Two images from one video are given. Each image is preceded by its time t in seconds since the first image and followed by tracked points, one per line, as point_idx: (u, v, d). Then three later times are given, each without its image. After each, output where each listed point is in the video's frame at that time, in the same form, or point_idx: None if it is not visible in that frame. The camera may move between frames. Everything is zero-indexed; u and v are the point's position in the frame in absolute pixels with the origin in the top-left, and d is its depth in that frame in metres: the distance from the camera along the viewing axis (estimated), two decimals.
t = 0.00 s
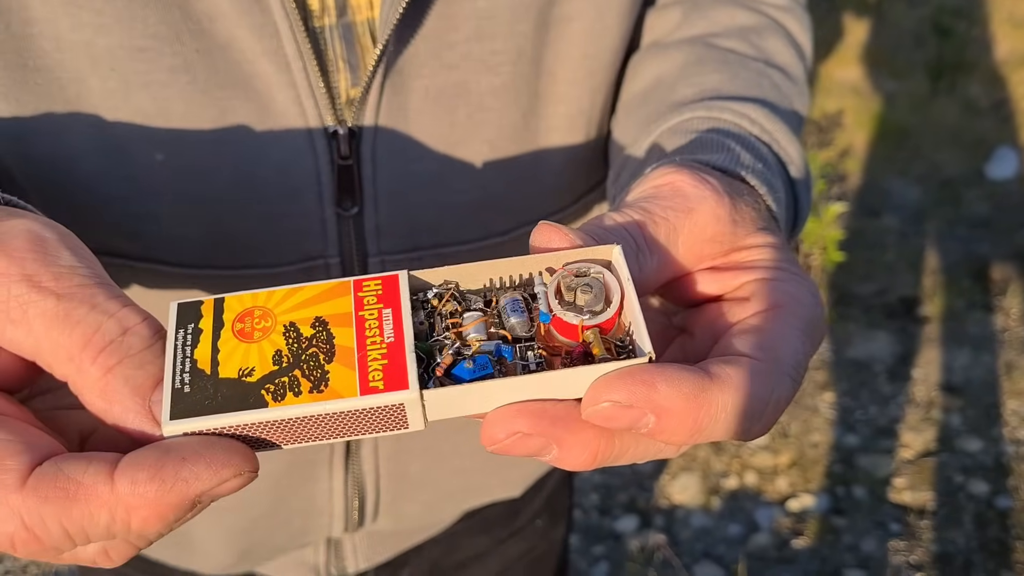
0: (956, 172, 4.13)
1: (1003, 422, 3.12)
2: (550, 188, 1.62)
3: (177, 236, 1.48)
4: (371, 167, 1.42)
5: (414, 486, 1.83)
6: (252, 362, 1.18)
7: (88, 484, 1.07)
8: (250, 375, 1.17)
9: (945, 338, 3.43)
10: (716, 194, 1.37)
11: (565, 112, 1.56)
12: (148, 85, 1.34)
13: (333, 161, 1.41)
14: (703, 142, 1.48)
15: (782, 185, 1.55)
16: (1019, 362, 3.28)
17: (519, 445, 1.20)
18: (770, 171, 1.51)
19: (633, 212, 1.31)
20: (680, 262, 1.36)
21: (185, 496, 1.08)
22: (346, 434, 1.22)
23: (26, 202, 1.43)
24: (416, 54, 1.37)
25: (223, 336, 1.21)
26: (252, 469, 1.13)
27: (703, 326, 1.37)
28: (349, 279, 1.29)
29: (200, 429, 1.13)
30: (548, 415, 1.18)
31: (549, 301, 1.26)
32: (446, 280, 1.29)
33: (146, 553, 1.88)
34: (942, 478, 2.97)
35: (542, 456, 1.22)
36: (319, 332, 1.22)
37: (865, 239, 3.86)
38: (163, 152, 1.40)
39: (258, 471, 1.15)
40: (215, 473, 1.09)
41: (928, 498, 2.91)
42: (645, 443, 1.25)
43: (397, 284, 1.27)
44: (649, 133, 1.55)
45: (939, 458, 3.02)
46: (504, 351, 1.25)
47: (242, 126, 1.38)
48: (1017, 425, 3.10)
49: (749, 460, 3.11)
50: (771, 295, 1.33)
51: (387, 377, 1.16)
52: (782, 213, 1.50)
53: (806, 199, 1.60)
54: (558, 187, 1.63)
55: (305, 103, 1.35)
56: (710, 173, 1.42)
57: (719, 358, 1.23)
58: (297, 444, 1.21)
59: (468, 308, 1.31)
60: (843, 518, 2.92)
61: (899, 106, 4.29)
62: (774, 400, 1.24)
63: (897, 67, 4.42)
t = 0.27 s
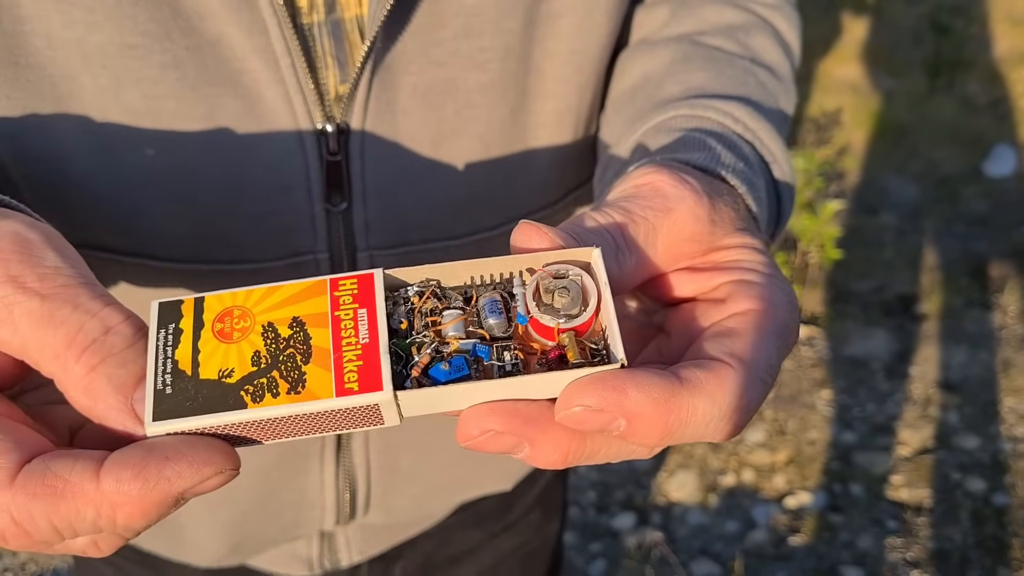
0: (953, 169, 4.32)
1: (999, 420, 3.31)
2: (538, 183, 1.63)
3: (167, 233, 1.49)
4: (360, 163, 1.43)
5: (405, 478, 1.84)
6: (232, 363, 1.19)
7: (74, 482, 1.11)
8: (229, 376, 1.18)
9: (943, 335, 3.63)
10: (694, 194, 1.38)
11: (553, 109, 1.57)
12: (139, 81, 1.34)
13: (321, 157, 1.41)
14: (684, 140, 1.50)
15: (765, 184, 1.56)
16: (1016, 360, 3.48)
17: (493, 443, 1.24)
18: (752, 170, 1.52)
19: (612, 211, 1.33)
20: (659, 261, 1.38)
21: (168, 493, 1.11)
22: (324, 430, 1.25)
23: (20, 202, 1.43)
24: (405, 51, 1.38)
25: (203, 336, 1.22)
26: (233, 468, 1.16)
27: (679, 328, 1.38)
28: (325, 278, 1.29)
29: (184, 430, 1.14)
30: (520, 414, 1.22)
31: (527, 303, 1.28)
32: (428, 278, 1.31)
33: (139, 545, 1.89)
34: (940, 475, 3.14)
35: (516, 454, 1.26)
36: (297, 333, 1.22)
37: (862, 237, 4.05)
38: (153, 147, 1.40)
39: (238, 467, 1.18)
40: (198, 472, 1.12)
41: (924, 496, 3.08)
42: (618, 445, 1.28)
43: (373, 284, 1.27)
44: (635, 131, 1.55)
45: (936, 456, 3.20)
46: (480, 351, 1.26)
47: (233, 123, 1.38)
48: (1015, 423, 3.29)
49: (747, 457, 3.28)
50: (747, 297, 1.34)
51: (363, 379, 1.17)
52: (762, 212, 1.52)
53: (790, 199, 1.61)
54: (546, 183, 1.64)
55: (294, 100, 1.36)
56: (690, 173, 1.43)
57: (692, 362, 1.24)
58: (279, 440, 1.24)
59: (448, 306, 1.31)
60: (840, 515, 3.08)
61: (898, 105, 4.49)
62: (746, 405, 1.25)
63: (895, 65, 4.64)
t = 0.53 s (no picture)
0: (951, 168, 4.42)
1: (996, 418, 3.37)
2: (523, 178, 1.64)
3: (153, 229, 1.48)
4: (346, 158, 1.44)
5: (395, 472, 1.85)
6: (223, 365, 1.20)
7: (69, 477, 1.13)
8: (220, 379, 1.19)
9: (940, 333, 3.69)
10: (674, 197, 1.40)
11: (537, 106, 1.58)
12: (125, 79, 1.34)
13: (308, 153, 1.42)
14: (665, 139, 1.51)
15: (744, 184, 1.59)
16: (1012, 358, 3.56)
17: (471, 442, 1.26)
18: (732, 169, 1.54)
19: (593, 212, 1.34)
20: (638, 263, 1.40)
21: (161, 490, 1.14)
22: (310, 426, 1.27)
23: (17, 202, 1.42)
24: (390, 49, 1.40)
25: (193, 335, 1.22)
26: (223, 467, 1.18)
27: (658, 331, 1.40)
28: (313, 278, 1.28)
29: (170, 433, 1.16)
30: (500, 417, 1.24)
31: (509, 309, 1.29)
32: (413, 279, 1.31)
33: (131, 538, 1.90)
34: (936, 473, 3.20)
35: (492, 453, 1.29)
36: (286, 336, 1.22)
37: (860, 236, 4.11)
38: (140, 145, 1.40)
39: (228, 464, 1.21)
40: (190, 470, 1.14)
41: (921, 494, 3.14)
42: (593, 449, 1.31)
43: (361, 287, 1.26)
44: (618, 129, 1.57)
45: (933, 454, 3.26)
46: (461, 354, 1.28)
47: (221, 121, 1.39)
48: (1010, 421, 3.35)
49: (743, 455, 3.34)
50: (723, 303, 1.35)
51: (350, 387, 1.18)
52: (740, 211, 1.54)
53: (769, 199, 1.64)
54: (532, 178, 1.65)
55: (281, 98, 1.36)
56: (670, 174, 1.45)
57: (667, 370, 1.25)
58: (269, 433, 1.27)
59: (433, 306, 1.33)
60: (836, 513, 3.15)
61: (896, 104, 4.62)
62: (719, 416, 1.26)
63: (892, 63, 4.80)
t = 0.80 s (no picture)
0: (950, 165, 4.51)
1: (994, 415, 3.38)
2: (516, 172, 1.65)
3: (147, 224, 1.47)
4: (337, 151, 1.44)
5: (389, 467, 1.85)
6: (224, 367, 1.20)
7: (72, 475, 1.13)
8: (223, 382, 1.19)
9: (939, 331, 3.72)
10: (668, 195, 1.41)
11: (529, 99, 1.58)
12: (118, 73, 1.33)
13: (299, 146, 1.42)
14: (656, 135, 1.53)
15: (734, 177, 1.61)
16: (1010, 356, 3.58)
17: (469, 444, 1.29)
18: (721, 164, 1.57)
19: (588, 211, 1.34)
20: (632, 261, 1.41)
21: (162, 487, 1.15)
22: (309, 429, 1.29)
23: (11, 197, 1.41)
24: (381, 42, 1.40)
25: (196, 336, 1.21)
26: (223, 463, 1.19)
27: (652, 330, 1.42)
28: (315, 282, 1.27)
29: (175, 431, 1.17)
30: (498, 421, 1.26)
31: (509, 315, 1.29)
32: (413, 284, 1.30)
33: (126, 534, 1.90)
34: (935, 471, 3.22)
35: (490, 455, 1.31)
36: (288, 340, 1.22)
37: (859, 234, 4.18)
38: (133, 139, 1.39)
39: (229, 459, 1.22)
40: (192, 467, 1.15)
41: (919, 492, 3.15)
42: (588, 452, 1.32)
43: (364, 294, 1.25)
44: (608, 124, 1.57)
45: (931, 451, 3.28)
46: (460, 360, 1.28)
47: (214, 114, 1.38)
48: (1008, 418, 3.37)
49: (742, 453, 3.38)
50: (717, 304, 1.36)
51: (351, 395, 1.20)
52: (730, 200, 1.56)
53: (759, 194, 1.65)
54: (523, 171, 1.66)
55: (272, 91, 1.36)
56: (661, 170, 1.47)
57: (662, 374, 1.26)
58: (267, 432, 1.29)
59: (433, 309, 1.32)
60: (835, 510, 3.18)
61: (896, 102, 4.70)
62: (714, 418, 1.26)
63: (890, 61, 4.85)
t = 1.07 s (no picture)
0: (948, 162, 4.52)
1: (993, 412, 3.38)
2: (508, 165, 1.65)
3: (139, 217, 1.46)
4: (329, 145, 1.44)
5: (382, 463, 1.84)
6: (212, 356, 1.19)
7: (62, 463, 1.13)
8: (210, 370, 1.19)
9: (938, 328, 3.73)
10: (658, 182, 1.42)
11: (520, 94, 1.60)
12: (109, 68, 1.31)
13: (290, 141, 1.41)
14: (645, 124, 1.56)
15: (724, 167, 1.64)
16: (1008, 353, 3.57)
17: (455, 430, 1.27)
18: (711, 153, 1.59)
19: (578, 198, 1.34)
20: (622, 248, 1.41)
21: (152, 475, 1.14)
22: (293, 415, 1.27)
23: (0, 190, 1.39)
24: (371, 36, 1.40)
25: (183, 324, 1.20)
26: (214, 452, 1.18)
27: (642, 316, 1.43)
28: (303, 268, 1.26)
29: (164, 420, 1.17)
30: (485, 406, 1.25)
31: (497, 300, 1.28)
32: (401, 268, 1.30)
33: (119, 531, 1.89)
34: (933, 468, 3.22)
35: (476, 442, 1.29)
36: (276, 327, 1.22)
37: (858, 231, 4.21)
38: (125, 133, 1.37)
39: (220, 447, 1.20)
40: (181, 456, 1.14)
41: (918, 489, 3.16)
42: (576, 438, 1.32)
43: (352, 280, 1.25)
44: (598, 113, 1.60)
45: (930, 449, 3.28)
46: (449, 345, 1.28)
47: (206, 109, 1.37)
48: (1007, 416, 3.36)
49: (740, 451, 3.39)
50: (706, 292, 1.38)
51: (339, 380, 1.19)
52: (720, 189, 1.58)
53: (749, 184, 1.69)
54: (514, 166, 1.66)
55: (263, 85, 1.35)
56: (650, 157, 1.50)
57: (651, 360, 1.26)
58: (256, 420, 1.28)
59: (420, 294, 1.32)
60: (833, 508, 3.19)
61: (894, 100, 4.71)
62: (704, 404, 1.27)
63: (889, 59, 4.87)
